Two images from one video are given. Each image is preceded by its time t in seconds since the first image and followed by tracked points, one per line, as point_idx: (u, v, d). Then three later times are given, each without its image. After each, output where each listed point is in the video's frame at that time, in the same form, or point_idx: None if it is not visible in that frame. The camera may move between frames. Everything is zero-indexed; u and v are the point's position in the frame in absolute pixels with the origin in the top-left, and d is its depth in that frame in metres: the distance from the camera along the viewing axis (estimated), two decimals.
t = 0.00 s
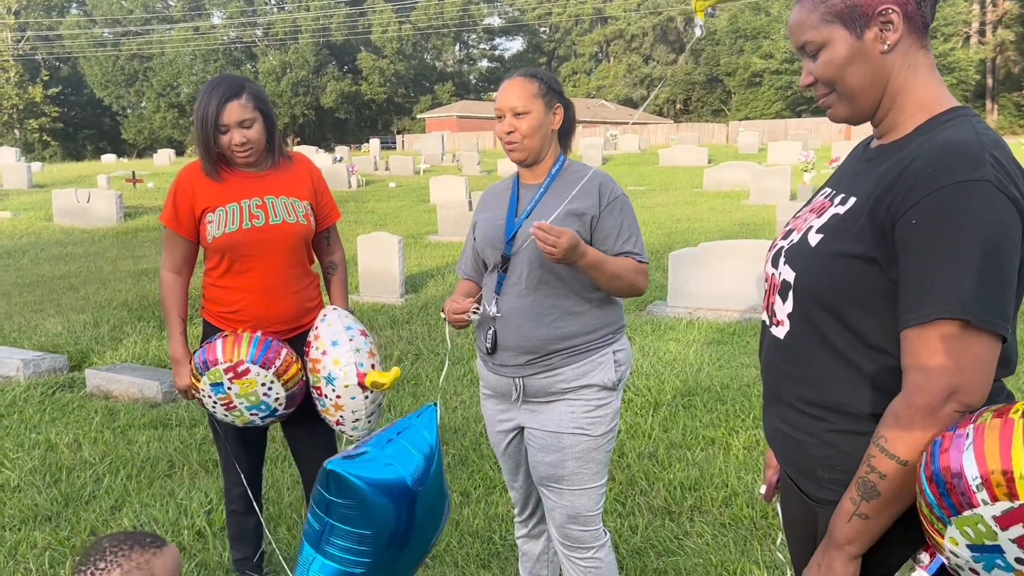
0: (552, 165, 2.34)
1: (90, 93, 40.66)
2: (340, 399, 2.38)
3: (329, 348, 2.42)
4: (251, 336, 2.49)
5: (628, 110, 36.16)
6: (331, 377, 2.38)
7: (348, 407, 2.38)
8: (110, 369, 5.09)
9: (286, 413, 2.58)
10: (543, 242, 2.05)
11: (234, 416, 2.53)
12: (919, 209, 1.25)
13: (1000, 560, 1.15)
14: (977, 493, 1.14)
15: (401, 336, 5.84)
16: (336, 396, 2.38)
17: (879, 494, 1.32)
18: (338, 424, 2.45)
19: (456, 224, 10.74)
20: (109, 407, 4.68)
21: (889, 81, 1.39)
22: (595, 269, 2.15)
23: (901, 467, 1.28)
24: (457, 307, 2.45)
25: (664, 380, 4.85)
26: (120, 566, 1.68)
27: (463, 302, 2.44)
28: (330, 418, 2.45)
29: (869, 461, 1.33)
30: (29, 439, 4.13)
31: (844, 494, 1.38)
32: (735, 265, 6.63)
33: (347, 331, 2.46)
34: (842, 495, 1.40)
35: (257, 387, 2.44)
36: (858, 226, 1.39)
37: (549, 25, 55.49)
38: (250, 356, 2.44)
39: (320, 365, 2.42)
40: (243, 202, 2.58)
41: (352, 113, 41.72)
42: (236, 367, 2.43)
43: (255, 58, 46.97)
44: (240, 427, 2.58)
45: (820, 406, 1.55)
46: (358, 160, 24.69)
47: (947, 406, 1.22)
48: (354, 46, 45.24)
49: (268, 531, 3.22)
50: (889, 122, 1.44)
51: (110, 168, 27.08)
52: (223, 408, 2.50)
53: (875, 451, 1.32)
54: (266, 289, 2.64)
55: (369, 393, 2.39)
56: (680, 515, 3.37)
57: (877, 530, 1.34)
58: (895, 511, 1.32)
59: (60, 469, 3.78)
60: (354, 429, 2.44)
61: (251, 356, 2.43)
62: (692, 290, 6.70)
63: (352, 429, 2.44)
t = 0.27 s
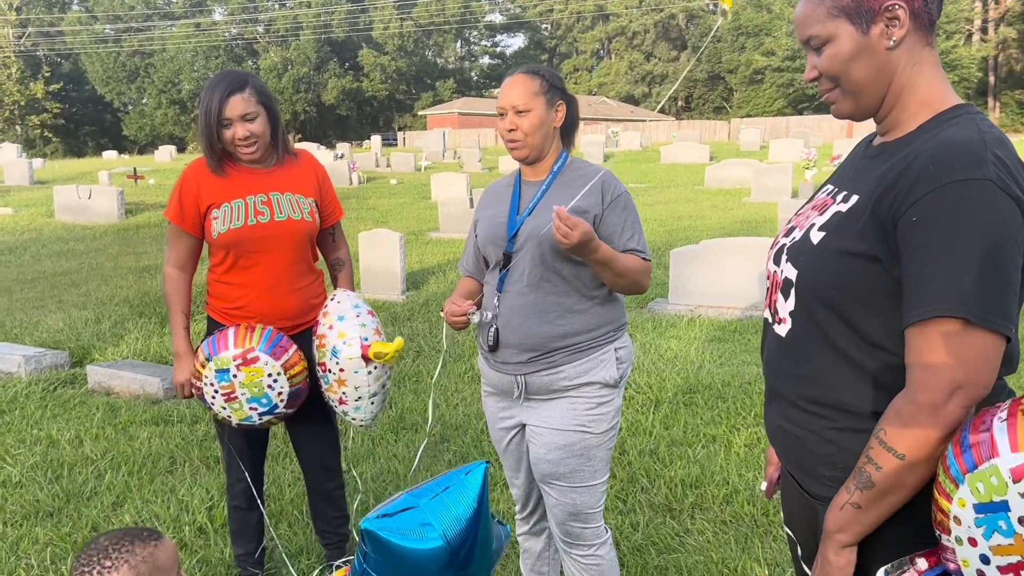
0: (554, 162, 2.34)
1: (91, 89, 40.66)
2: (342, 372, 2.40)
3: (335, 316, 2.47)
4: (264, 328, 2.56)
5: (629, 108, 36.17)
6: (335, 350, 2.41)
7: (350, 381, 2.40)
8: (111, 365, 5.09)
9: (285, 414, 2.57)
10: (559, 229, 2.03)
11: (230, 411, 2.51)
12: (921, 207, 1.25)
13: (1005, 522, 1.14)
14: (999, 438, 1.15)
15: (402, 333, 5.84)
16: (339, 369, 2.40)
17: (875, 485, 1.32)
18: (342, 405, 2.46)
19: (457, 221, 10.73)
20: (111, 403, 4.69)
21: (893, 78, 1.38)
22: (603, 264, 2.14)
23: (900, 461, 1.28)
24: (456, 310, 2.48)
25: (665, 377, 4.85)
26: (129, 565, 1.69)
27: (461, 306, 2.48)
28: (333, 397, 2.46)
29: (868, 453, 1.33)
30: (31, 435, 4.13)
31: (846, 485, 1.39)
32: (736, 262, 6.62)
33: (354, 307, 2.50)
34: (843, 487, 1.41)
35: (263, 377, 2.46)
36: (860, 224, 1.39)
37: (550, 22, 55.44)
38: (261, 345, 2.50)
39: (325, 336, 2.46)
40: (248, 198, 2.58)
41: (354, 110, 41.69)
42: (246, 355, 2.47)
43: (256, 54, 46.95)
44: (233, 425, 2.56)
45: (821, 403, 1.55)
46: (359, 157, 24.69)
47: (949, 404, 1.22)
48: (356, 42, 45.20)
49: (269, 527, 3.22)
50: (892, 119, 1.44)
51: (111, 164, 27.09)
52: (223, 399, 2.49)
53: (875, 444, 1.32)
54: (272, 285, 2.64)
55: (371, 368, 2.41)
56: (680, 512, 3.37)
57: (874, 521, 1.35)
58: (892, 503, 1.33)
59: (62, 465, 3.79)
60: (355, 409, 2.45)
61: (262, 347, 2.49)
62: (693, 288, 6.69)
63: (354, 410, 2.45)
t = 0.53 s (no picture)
0: (554, 158, 2.34)
1: (91, 84, 40.63)
2: (329, 327, 2.53)
3: (353, 292, 2.60)
4: (257, 323, 2.58)
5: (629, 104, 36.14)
6: (336, 308, 2.56)
7: (330, 339, 2.51)
8: (112, 360, 5.10)
9: (264, 412, 2.57)
10: (575, 215, 2.02)
11: (209, 401, 2.52)
12: (921, 203, 1.25)
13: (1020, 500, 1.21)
14: None
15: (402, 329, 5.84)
16: (329, 326, 2.54)
17: (894, 491, 1.32)
18: (317, 367, 2.55)
19: (457, 217, 10.73)
20: (111, 398, 4.69)
21: (892, 74, 1.38)
22: (610, 258, 2.14)
23: (916, 463, 1.28)
24: (453, 309, 2.50)
25: (665, 373, 4.85)
26: (124, 565, 1.71)
27: (460, 306, 2.49)
28: (314, 351, 2.57)
29: (884, 458, 1.33)
30: (31, 430, 4.14)
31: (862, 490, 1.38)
32: (736, 258, 6.62)
33: (376, 285, 2.66)
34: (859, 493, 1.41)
35: (253, 368, 2.49)
36: (860, 221, 1.39)
37: (551, 18, 55.35)
38: (255, 338, 2.52)
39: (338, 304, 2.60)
40: (250, 193, 2.58)
41: (354, 106, 41.67)
42: (240, 345, 2.49)
43: (256, 49, 46.88)
44: (209, 417, 2.55)
45: (819, 401, 1.55)
46: (360, 152, 24.67)
47: (962, 401, 1.22)
48: (356, 38, 45.15)
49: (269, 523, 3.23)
50: (891, 116, 1.43)
51: (111, 159, 27.09)
52: (206, 388, 2.49)
53: (890, 448, 1.31)
54: (273, 281, 2.64)
55: (354, 336, 2.51)
56: (680, 508, 3.38)
57: (894, 527, 1.35)
58: (912, 507, 1.32)
59: (62, 460, 3.79)
60: (324, 372, 2.53)
61: (256, 338, 2.52)
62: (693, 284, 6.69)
63: (320, 370, 2.53)
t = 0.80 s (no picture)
0: (551, 153, 2.34)
1: (88, 78, 40.51)
2: (326, 333, 2.50)
3: (333, 289, 2.59)
4: (229, 312, 2.58)
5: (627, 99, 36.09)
6: (324, 313, 2.53)
7: (333, 343, 2.49)
8: (109, 354, 5.09)
9: (241, 405, 2.55)
10: (579, 204, 2.00)
11: (184, 391, 2.54)
12: (917, 198, 1.25)
13: (1016, 479, 1.22)
14: None
15: (400, 323, 5.84)
16: (324, 331, 2.50)
17: (891, 485, 1.32)
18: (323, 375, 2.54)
19: (455, 212, 10.73)
20: (109, 393, 4.69)
21: (884, 70, 1.38)
22: (611, 250, 2.13)
23: (913, 457, 1.28)
24: (449, 303, 2.49)
25: (663, 368, 4.86)
26: (115, 565, 1.71)
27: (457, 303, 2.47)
28: (315, 361, 2.55)
29: (880, 452, 1.33)
30: (29, 424, 4.14)
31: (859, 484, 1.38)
32: (734, 253, 6.62)
33: (351, 279, 2.65)
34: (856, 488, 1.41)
35: (218, 357, 2.48)
36: (857, 215, 1.39)
37: (548, 12, 55.25)
38: (221, 327, 2.52)
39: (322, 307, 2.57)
40: (249, 186, 2.58)
41: (351, 100, 41.60)
42: (204, 333, 2.50)
43: (253, 43, 46.75)
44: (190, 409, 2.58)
45: (817, 395, 1.55)
46: (358, 147, 24.63)
47: (957, 396, 1.23)
48: (353, 31, 45.04)
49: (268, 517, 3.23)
50: (886, 111, 1.43)
51: (108, 153, 27.04)
52: (179, 376, 2.53)
53: (887, 442, 1.31)
54: (269, 275, 2.64)
55: (356, 332, 2.51)
56: (678, 502, 3.38)
57: (888, 522, 1.35)
58: (908, 502, 1.32)
59: (60, 454, 3.79)
60: (336, 377, 2.51)
61: (221, 327, 2.51)
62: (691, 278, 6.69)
63: (332, 377, 2.52)
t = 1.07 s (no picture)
0: (546, 146, 2.34)
1: (81, 70, 40.32)
2: (311, 317, 2.51)
3: (319, 274, 2.60)
4: (204, 317, 2.56)
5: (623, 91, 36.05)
6: (310, 298, 2.54)
7: (318, 327, 2.50)
8: (104, 348, 5.08)
9: (234, 407, 2.57)
10: (578, 193, 1.99)
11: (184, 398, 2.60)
12: (910, 191, 1.25)
13: (970, 485, 1.22)
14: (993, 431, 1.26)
15: (396, 316, 5.84)
16: (310, 315, 2.51)
17: (875, 476, 1.33)
18: (309, 361, 2.55)
19: (451, 204, 10.71)
20: (104, 386, 4.69)
21: (881, 60, 1.38)
22: (609, 240, 2.13)
23: (898, 449, 1.29)
24: (445, 301, 2.48)
25: (658, 361, 4.87)
26: (99, 565, 1.77)
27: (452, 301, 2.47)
28: (301, 346, 2.56)
29: (866, 444, 1.33)
30: (23, 418, 4.13)
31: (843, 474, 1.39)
32: (730, 246, 6.63)
33: (337, 266, 2.66)
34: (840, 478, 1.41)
35: (196, 370, 2.49)
36: (850, 207, 1.39)
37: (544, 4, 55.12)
38: (195, 337, 2.51)
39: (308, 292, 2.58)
40: (239, 178, 2.57)
41: (346, 92, 41.47)
42: (180, 347, 2.51)
43: (247, 35, 46.55)
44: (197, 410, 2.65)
45: (811, 387, 1.55)
46: (353, 139, 24.57)
47: (943, 389, 1.23)
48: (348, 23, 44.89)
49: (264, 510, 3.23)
50: (882, 103, 1.43)
51: (102, 146, 26.93)
52: (175, 387, 2.58)
53: (872, 433, 1.32)
54: (261, 268, 2.63)
55: (340, 316, 2.52)
56: (673, 495, 3.39)
57: (871, 511, 1.36)
58: (891, 493, 1.33)
59: (55, 448, 3.79)
60: (320, 361, 2.52)
61: (193, 339, 2.50)
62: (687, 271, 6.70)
63: (317, 361, 2.52)
